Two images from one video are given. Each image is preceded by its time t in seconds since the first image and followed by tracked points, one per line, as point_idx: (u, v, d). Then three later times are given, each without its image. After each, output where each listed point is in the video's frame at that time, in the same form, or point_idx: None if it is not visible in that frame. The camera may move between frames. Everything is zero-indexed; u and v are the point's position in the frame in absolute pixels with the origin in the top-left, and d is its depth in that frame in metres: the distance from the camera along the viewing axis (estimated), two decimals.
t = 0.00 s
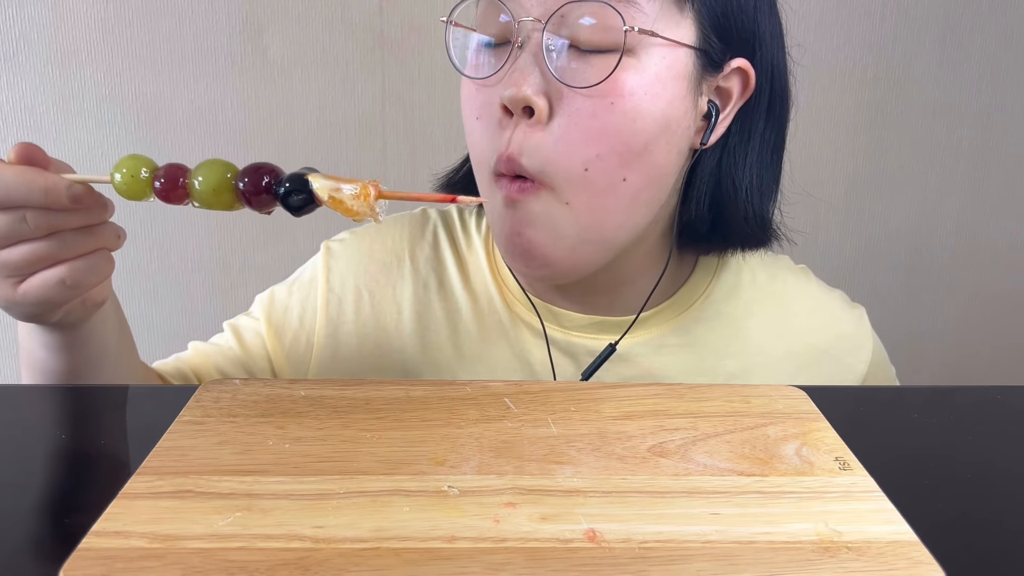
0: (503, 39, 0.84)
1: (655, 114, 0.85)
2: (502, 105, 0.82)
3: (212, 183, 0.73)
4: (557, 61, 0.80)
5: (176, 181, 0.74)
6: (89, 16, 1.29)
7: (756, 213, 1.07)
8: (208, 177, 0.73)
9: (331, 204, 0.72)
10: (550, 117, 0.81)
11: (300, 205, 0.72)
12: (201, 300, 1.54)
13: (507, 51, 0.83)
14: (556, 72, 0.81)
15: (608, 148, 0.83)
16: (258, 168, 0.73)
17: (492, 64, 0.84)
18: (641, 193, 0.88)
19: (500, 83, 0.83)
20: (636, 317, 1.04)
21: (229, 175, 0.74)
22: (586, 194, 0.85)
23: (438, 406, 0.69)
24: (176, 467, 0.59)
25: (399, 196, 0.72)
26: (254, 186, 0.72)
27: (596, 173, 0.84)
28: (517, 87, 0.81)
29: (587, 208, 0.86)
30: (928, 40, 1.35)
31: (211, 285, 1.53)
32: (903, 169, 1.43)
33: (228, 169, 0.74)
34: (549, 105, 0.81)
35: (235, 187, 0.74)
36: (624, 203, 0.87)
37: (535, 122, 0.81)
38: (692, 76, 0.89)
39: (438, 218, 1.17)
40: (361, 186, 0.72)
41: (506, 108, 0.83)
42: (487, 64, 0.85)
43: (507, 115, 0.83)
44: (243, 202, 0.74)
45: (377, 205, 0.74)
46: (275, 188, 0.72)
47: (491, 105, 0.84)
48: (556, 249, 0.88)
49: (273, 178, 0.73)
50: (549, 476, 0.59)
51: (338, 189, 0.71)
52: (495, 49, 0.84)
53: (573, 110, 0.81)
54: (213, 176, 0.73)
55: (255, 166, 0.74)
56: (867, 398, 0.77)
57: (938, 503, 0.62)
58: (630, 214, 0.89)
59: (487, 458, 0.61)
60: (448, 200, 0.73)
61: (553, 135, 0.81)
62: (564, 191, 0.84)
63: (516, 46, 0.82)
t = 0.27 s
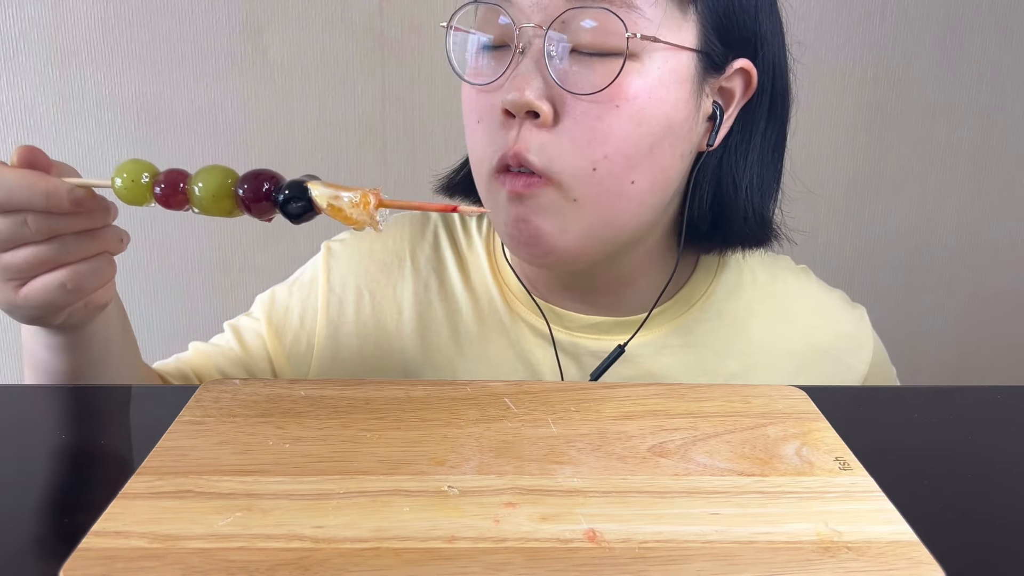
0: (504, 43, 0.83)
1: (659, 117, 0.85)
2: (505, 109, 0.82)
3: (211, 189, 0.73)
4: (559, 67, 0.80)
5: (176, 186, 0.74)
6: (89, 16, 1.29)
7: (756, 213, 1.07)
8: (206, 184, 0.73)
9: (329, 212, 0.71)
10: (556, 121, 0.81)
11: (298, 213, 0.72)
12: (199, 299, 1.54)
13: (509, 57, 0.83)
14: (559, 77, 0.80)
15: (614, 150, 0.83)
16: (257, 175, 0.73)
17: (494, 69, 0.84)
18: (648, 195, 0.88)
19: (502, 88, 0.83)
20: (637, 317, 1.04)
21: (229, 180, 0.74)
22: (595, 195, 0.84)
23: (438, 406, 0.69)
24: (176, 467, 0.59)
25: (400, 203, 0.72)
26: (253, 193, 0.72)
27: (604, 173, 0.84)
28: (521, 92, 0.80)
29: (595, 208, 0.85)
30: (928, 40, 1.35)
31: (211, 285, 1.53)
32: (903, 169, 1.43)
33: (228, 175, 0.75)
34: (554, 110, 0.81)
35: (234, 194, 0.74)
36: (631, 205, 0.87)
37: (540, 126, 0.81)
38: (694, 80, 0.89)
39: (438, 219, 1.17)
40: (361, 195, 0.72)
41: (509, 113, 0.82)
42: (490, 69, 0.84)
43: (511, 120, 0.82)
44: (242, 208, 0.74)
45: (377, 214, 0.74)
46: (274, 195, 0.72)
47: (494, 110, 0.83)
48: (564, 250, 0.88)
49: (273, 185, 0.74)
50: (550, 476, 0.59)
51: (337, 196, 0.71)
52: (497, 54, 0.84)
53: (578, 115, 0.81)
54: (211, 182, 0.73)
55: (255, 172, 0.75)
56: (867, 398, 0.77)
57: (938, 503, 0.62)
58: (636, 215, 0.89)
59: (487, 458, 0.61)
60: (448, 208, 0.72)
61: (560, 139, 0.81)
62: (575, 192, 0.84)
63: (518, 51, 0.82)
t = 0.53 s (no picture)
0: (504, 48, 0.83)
1: (659, 120, 0.85)
2: (506, 116, 0.82)
3: (206, 197, 0.73)
4: (558, 72, 0.80)
5: (171, 195, 0.74)
6: (89, 16, 1.29)
7: (756, 214, 1.07)
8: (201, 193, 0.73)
9: (325, 222, 0.72)
10: (557, 128, 0.81)
11: (294, 222, 0.72)
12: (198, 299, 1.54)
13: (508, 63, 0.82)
14: (558, 82, 0.80)
15: (616, 155, 0.83)
16: (252, 184, 0.73)
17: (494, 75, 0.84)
18: (652, 198, 0.89)
19: (502, 95, 0.82)
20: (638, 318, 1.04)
21: (224, 188, 0.74)
22: (600, 199, 0.84)
23: (438, 406, 0.69)
24: (176, 467, 0.59)
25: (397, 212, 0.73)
26: (247, 202, 0.72)
27: (608, 177, 0.84)
28: (521, 99, 0.80)
29: (601, 213, 0.85)
30: (927, 40, 1.35)
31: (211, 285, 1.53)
32: (902, 169, 1.43)
33: (222, 183, 0.75)
34: (555, 116, 0.81)
35: (229, 202, 0.74)
36: (635, 209, 0.88)
37: (542, 133, 0.81)
38: (694, 82, 0.89)
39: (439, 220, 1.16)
40: (356, 204, 0.72)
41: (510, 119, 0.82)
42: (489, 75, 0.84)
43: (512, 127, 0.82)
44: (236, 217, 0.74)
45: (373, 223, 0.74)
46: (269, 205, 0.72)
47: (495, 117, 0.83)
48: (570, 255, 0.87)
49: (268, 195, 0.73)
50: (549, 476, 0.59)
51: (332, 207, 0.71)
52: (496, 60, 0.84)
53: (580, 120, 0.81)
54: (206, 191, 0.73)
55: (250, 180, 0.75)
56: (867, 398, 0.77)
57: (938, 503, 0.62)
58: (640, 218, 0.89)
59: (487, 458, 0.61)
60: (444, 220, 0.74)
61: (562, 145, 0.81)
62: (582, 198, 0.84)
63: (517, 57, 0.81)
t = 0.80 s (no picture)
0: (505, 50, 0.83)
1: (661, 121, 0.85)
2: (506, 117, 0.82)
3: (202, 208, 0.73)
4: (560, 74, 0.80)
5: (167, 206, 0.75)
6: (89, 15, 1.28)
7: (758, 213, 1.07)
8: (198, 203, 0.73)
9: (322, 233, 0.71)
10: (557, 129, 0.81)
11: (291, 233, 0.72)
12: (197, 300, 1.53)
13: (510, 64, 0.82)
14: (560, 84, 0.80)
15: (617, 155, 0.83)
16: (248, 195, 0.73)
17: (496, 77, 0.84)
18: (652, 198, 0.89)
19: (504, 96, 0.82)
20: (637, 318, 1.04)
21: (221, 199, 0.74)
22: (598, 200, 0.84)
23: (439, 406, 0.69)
24: (176, 467, 0.59)
25: (394, 224, 0.72)
26: (244, 212, 0.73)
27: (608, 178, 0.84)
28: (522, 99, 0.80)
29: (598, 213, 0.85)
30: (927, 40, 1.35)
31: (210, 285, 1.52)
32: (902, 169, 1.43)
33: (219, 193, 0.74)
34: (556, 116, 0.81)
35: (225, 213, 0.74)
36: (635, 209, 0.87)
37: (543, 133, 0.81)
38: (695, 83, 0.89)
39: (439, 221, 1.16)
40: (353, 215, 0.72)
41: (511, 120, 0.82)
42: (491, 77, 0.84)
43: (512, 128, 0.82)
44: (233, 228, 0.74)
45: (369, 233, 0.74)
46: (265, 216, 0.72)
47: (497, 118, 0.83)
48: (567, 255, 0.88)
49: (265, 205, 0.73)
50: (549, 476, 0.59)
51: (328, 217, 0.71)
52: (498, 62, 0.84)
53: (581, 121, 0.81)
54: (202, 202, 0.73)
55: (246, 190, 0.74)
56: (867, 398, 0.77)
57: (938, 503, 0.62)
58: (639, 219, 0.89)
59: (487, 458, 0.61)
60: (443, 228, 0.73)
61: (562, 146, 0.81)
62: (578, 198, 0.84)
63: (519, 58, 0.81)
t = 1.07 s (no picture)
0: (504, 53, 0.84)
1: (660, 123, 0.85)
2: (507, 122, 0.82)
3: (203, 210, 0.74)
4: (560, 76, 0.80)
5: (168, 209, 0.75)
6: (90, 15, 1.29)
7: (756, 210, 1.07)
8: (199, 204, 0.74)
9: (325, 232, 0.71)
10: (556, 134, 0.82)
11: (294, 232, 0.72)
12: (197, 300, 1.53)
13: (510, 67, 0.83)
14: (559, 86, 0.81)
15: (616, 159, 0.84)
16: (249, 195, 0.73)
17: (495, 79, 0.84)
18: (653, 198, 0.89)
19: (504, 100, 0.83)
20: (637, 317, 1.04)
21: (222, 201, 0.74)
22: (599, 202, 0.85)
23: (439, 406, 0.69)
24: (176, 467, 0.59)
25: (397, 219, 0.72)
26: (246, 213, 0.73)
27: (605, 185, 0.84)
28: (522, 105, 0.80)
29: (599, 216, 0.86)
30: (927, 40, 1.35)
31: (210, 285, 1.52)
32: (902, 169, 1.43)
33: (219, 195, 0.75)
34: (555, 121, 0.81)
35: (228, 214, 0.74)
36: (636, 210, 0.88)
37: (542, 141, 0.82)
38: (694, 82, 0.89)
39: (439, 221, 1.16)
40: (356, 212, 0.72)
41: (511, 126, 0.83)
42: (490, 79, 0.84)
43: (514, 134, 0.83)
44: (235, 228, 0.74)
45: (372, 230, 0.74)
46: (268, 216, 0.72)
47: (497, 122, 0.84)
48: (570, 258, 0.88)
49: (266, 205, 0.74)
50: (550, 476, 0.59)
51: (331, 216, 0.71)
52: (497, 64, 0.84)
53: (580, 126, 0.81)
54: (204, 202, 0.74)
55: (247, 191, 0.74)
56: (867, 398, 0.77)
57: (938, 503, 0.62)
58: (640, 219, 0.89)
59: (487, 458, 0.61)
60: (444, 223, 0.73)
61: (562, 150, 0.82)
62: (580, 201, 0.84)
63: (518, 61, 0.82)
